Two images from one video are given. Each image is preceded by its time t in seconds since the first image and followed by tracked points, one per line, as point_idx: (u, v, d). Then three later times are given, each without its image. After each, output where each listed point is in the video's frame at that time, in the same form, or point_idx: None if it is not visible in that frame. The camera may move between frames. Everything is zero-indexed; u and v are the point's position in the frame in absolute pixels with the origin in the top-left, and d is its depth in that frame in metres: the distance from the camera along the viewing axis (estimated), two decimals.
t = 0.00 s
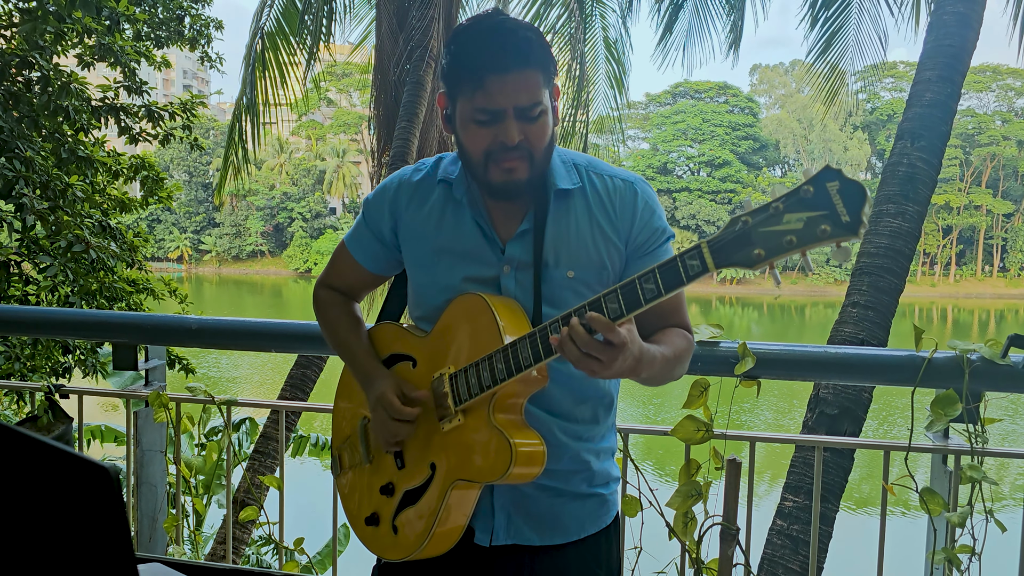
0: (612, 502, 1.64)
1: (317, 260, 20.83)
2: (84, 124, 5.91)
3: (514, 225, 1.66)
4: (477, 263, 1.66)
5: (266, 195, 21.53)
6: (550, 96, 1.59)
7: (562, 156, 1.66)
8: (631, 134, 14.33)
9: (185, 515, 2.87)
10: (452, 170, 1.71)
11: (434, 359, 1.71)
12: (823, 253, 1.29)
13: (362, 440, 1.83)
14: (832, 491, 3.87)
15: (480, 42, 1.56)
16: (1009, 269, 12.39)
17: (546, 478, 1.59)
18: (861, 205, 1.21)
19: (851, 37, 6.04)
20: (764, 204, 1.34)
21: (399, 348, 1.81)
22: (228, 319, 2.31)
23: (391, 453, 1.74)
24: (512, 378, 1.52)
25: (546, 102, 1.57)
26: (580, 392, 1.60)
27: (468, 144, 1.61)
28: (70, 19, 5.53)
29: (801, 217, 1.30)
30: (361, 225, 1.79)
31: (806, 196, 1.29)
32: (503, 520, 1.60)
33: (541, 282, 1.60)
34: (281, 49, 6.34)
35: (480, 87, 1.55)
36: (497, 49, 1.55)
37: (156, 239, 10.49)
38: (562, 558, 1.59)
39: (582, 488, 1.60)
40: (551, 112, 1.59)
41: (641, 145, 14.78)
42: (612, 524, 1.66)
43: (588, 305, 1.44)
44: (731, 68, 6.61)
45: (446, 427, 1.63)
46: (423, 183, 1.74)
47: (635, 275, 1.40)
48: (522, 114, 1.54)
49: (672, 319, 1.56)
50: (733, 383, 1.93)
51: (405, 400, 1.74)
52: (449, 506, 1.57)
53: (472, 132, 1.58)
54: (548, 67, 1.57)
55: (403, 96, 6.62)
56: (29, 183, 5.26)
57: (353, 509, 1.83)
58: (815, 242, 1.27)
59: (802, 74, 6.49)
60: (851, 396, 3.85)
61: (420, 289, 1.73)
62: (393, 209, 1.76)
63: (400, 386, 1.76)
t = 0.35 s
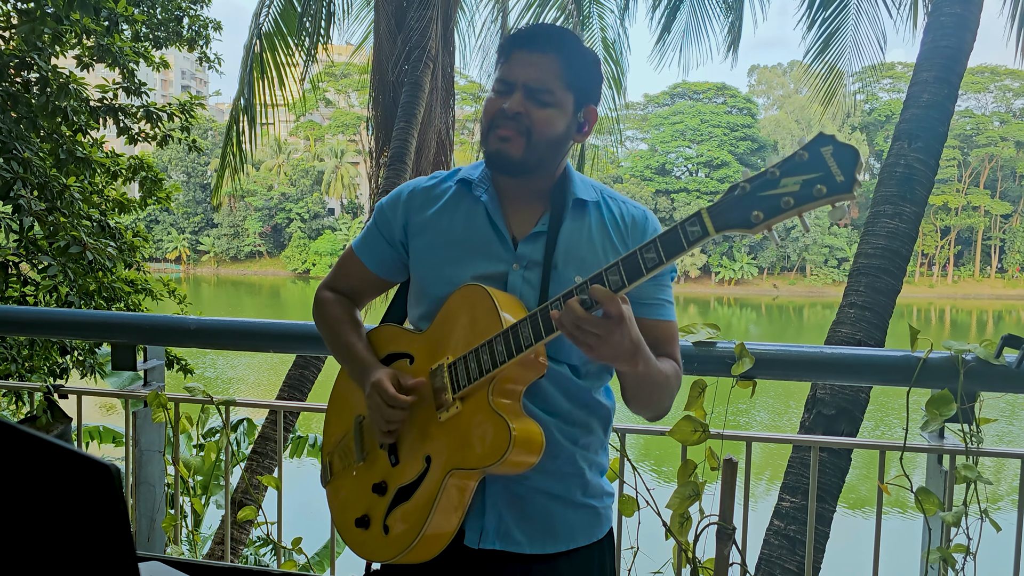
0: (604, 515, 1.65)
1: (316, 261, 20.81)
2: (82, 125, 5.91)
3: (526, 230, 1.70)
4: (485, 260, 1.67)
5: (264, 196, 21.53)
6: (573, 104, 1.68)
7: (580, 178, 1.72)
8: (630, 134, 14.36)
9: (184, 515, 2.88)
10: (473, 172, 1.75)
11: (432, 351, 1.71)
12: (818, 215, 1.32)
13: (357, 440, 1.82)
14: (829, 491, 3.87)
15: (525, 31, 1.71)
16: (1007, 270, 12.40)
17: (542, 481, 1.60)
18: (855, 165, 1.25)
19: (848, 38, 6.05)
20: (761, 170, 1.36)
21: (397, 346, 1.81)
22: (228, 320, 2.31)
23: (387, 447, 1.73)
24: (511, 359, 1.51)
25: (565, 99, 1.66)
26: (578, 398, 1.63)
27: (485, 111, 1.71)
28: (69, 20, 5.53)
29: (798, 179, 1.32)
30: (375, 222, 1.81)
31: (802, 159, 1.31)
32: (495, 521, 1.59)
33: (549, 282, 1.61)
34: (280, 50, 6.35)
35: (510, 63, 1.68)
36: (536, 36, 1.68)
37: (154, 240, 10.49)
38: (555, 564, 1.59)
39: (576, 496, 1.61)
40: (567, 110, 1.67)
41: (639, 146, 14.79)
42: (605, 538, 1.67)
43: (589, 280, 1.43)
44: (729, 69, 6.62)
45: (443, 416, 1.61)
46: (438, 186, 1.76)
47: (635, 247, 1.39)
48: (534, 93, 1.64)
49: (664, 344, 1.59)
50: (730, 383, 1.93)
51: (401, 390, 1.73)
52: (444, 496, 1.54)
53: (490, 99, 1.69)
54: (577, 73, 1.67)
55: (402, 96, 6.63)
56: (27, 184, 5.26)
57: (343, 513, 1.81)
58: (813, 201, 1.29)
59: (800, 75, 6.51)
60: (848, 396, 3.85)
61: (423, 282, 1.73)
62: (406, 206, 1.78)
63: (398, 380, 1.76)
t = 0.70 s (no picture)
0: (603, 515, 1.65)
1: (314, 263, 20.83)
2: (82, 127, 5.92)
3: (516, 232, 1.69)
4: (476, 265, 1.67)
5: (263, 198, 21.55)
6: (562, 98, 1.70)
7: (568, 177, 1.71)
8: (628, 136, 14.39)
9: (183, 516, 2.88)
10: (462, 178, 1.75)
11: (425, 356, 1.71)
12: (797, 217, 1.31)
13: (353, 445, 1.83)
14: (826, 492, 3.88)
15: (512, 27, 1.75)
16: (1006, 272, 12.40)
17: (537, 484, 1.60)
18: (835, 165, 1.24)
19: (846, 40, 6.07)
20: (741, 174, 1.35)
21: (392, 352, 1.82)
22: (227, 321, 2.32)
23: (381, 452, 1.74)
24: (501, 363, 1.51)
25: (553, 90, 1.68)
26: (573, 400, 1.63)
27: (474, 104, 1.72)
28: (68, 22, 5.54)
29: (778, 182, 1.32)
30: (366, 232, 1.82)
31: (782, 162, 1.31)
32: (490, 525, 1.61)
33: (539, 287, 1.61)
34: (279, 51, 6.35)
35: (499, 56, 1.71)
36: (526, 32, 1.71)
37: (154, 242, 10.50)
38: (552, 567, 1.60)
39: (572, 498, 1.61)
40: (556, 101, 1.69)
41: (638, 148, 14.81)
42: (604, 539, 1.68)
43: (574, 284, 1.43)
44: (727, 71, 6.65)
45: (437, 421, 1.62)
46: (428, 196, 1.77)
47: (620, 251, 1.39)
48: (525, 82, 1.66)
49: (658, 340, 1.59)
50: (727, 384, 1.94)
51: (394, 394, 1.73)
52: (438, 502, 1.56)
53: (481, 91, 1.70)
54: (567, 66, 1.71)
55: (401, 99, 6.64)
56: (26, 186, 5.26)
57: (341, 517, 1.82)
58: (793, 203, 1.28)
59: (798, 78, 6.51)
60: (846, 398, 3.85)
61: (417, 290, 1.74)
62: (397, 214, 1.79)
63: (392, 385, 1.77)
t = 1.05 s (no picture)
0: (604, 513, 1.66)
1: (316, 264, 20.86)
2: (83, 128, 5.93)
3: (503, 237, 1.69)
4: (466, 274, 1.68)
5: (264, 199, 21.58)
6: (529, 89, 1.69)
7: (552, 172, 1.70)
8: (629, 137, 14.40)
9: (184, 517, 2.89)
10: (445, 183, 1.76)
11: (422, 366, 1.73)
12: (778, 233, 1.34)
13: (356, 452, 1.85)
14: (825, 494, 3.89)
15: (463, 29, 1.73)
16: (1008, 274, 12.34)
17: (536, 489, 1.61)
18: (813, 183, 1.26)
19: (847, 41, 6.07)
20: (721, 190, 1.38)
21: (390, 360, 1.84)
22: (227, 323, 2.33)
23: (382, 461, 1.75)
24: (493, 377, 1.52)
25: (519, 84, 1.66)
26: (570, 404, 1.64)
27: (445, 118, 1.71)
28: (70, 24, 5.55)
29: (757, 200, 1.35)
30: (359, 244, 1.84)
31: (760, 178, 1.33)
32: (493, 529, 1.61)
33: (528, 292, 1.62)
34: (280, 53, 6.37)
35: (457, 64, 1.70)
36: (479, 32, 1.69)
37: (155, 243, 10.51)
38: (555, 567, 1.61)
39: (573, 501, 1.61)
40: (523, 94, 1.67)
41: (639, 149, 14.81)
42: (607, 535, 1.68)
43: (561, 300, 1.45)
44: (728, 72, 6.65)
45: (433, 432, 1.64)
46: (415, 202, 1.77)
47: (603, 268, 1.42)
48: (490, 88, 1.65)
49: (656, 334, 1.61)
50: (726, 386, 1.94)
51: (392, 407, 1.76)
52: (436, 512, 1.57)
53: (447, 104, 1.69)
54: (526, 56, 1.68)
55: (402, 100, 6.65)
56: (27, 187, 5.27)
57: (348, 522, 1.84)
58: (770, 221, 1.31)
59: (799, 79, 6.51)
60: (846, 399, 3.86)
61: (411, 300, 1.75)
62: (385, 226, 1.80)
63: (390, 396, 1.79)
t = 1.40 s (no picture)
0: (597, 508, 1.67)
1: (317, 264, 20.86)
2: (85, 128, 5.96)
3: (515, 232, 1.71)
4: (475, 263, 1.69)
5: (266, 199, 21.62)
6: (568, 101, 1.68)
7: (567, 174, 1.72)
8: (631, 137, 14.40)
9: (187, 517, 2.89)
10: (460, 172, 1.76)
11: (426, 355, 1.72)
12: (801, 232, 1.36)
13: (353, 440, 1.85)
14: (826, 493, 3.90)
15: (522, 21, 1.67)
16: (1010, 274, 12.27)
17: (533, 481, 1.62)
18: (839, 184, 1.29)
19: (848, 42, 6.07)
20: (748, 187, 1.40)
21: (391, 348, 1.84)
22: (230, 322, 2.34)
23: (381, 449, 1.75)
24: (503, 367, 1.53)
25: (563, 99, 1.65)
26: (568, 398, 1.64)
27: (481, 113, 1.69)
28: (73, 25, 5.57)
29: (784, 198, 1.36)
30: (365, 225, 1.83)
31: (788, 177, 1.35)
32: (488, 520, 1.62)
33: (537, 287, 1.63)
34: (282, 53, 6.38)
35: (507, 60, 1.65)
36: (532, 31, 1.65)
37: (157, 243, 10.52)
38: (550, 561, 1.62)
39: (568, 494, 1.63)
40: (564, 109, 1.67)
41: (641, 150, 14.81)
42: (599, 531, 1.69)
43: (578, 292, 1.47)
44: (728, 73, 6.65)
45: (437, 421, 1.64)
46: (427, 188, 1.78)
47: (624, 261, 1.43)
48: (538, 96, 1.63)
49: (652, 340, 1.61)
50: (726, 385, 1.95)
51: (394, 394, 1.75)
52: (438, 500, 1.58)
53: (488, 97, 1.66)
54: (574, 71, 1.67)
55: (403, 100, 6.67)
56: (29, 186, 5.28)
57: (340, 509, 1.84)
58: (798, 220, 1.33)
59: (800, 79, 6.50)
60: (847, 399, 3.86)
61: (414, 286, 1.75)
62: (396, 209, 1.79)
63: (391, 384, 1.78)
